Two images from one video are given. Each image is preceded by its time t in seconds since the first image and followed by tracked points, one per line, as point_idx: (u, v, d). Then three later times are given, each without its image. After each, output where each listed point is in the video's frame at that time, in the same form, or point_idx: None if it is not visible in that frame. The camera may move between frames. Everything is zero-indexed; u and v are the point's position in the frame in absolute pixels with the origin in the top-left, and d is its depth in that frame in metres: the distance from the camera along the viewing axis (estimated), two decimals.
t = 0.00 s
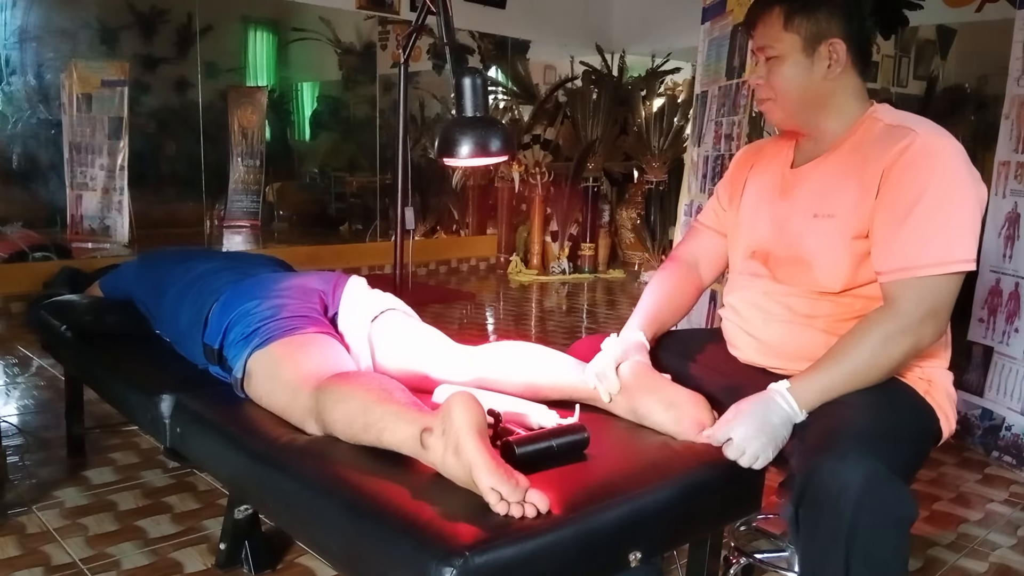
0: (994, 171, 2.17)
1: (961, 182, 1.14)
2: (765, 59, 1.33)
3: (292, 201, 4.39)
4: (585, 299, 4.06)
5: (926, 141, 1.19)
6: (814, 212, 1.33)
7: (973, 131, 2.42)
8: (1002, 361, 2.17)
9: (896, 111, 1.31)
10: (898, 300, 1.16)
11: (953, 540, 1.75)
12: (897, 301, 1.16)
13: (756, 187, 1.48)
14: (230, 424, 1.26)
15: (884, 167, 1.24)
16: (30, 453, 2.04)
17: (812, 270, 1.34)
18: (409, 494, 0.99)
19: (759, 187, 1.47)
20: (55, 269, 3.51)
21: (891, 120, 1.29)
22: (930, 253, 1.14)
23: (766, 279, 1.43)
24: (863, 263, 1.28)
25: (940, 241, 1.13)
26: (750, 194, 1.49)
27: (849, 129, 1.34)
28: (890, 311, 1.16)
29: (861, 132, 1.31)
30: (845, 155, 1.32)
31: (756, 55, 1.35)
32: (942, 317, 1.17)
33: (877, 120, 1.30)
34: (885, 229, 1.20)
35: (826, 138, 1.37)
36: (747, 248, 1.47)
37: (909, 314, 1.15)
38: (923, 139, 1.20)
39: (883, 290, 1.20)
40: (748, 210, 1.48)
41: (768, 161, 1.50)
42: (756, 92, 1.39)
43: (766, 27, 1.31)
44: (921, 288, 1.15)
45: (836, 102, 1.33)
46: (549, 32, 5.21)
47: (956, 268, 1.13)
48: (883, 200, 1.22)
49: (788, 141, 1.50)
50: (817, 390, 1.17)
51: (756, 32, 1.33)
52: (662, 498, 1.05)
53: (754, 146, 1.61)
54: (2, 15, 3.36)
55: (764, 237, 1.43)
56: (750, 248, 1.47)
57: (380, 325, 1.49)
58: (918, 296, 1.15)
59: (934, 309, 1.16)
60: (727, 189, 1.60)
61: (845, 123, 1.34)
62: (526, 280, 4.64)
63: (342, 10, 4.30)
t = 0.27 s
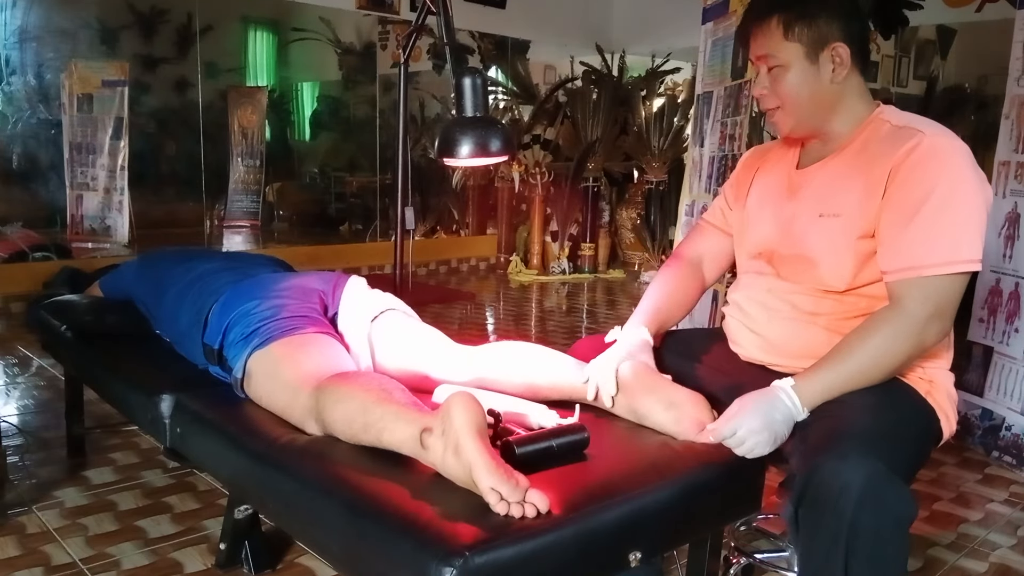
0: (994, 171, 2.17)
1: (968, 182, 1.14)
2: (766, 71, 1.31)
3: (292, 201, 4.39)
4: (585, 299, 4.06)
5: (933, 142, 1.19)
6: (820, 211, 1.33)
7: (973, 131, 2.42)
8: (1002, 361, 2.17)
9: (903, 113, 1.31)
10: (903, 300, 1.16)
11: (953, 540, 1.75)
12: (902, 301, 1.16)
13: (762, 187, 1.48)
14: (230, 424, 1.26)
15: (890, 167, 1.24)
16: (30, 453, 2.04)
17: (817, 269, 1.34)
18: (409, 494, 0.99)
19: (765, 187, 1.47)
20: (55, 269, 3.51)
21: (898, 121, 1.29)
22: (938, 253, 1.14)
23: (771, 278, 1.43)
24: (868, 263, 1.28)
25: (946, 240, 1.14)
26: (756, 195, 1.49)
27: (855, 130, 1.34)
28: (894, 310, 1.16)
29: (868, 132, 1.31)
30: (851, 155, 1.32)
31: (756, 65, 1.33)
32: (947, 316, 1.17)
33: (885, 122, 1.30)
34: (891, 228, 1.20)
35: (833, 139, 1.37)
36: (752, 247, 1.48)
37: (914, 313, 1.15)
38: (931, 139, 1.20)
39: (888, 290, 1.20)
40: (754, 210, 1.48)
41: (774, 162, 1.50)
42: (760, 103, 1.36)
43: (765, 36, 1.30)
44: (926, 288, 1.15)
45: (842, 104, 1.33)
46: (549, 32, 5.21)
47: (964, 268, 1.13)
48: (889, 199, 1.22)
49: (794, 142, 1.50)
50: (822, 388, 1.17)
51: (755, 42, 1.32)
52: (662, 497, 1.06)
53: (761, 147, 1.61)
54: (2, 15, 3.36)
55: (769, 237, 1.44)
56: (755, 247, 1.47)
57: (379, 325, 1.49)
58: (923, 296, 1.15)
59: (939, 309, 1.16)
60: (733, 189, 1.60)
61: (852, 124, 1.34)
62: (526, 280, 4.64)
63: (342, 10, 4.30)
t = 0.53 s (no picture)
0: (994, 171, 2.17)
1: (967, 181, 1.14)
2: (765, 66, 1.32)
3: (292, 201, 4.39)
4: (585, 299, 4.07)
5: (934, 141, 1.19)
6: (821, 211, 1.33)
7: (973, 131, 2.42)
8: (1002, 361, 2.17)
9: (904, 113, 1.31)
10: (903, 298, 1.16)
11: (953, 540, 1.75)
12: (903, 299, 1.16)
13: (764, 188, 1.49)
14: (230, 424, 1.26)
15: (891, 166, 1.24)
16: (30, 453, 2.04)
17: (818, 269, 1.34)
18: (409, 493, 0.99)
19: (767, 188, 1.47)
20: (55, 269, 3.51)
21: (899, 121, 1.29)
22: (939, 253, 1.14)
23: (773, 277, 1.43)
24: (869, 262, 1.28)
25: (945, 239, 1.14)
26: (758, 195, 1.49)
27: (856, 130, 1.34)
28: (896, 308, 1.17)
29: (869, 132, 1.31)
30: (852, 155, 1.32)
31: (756, 60, 1.34)
32: (948, 314, 1.17)
33: (886, 121, 1.30)
34: (892, 228, 1.20)
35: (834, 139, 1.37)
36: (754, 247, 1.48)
37: (915, 312, 1.15)
38: (931, 139, 1.20)
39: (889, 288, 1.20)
40: (757, 210, 1.48)
41: (777, 162, 1.50)
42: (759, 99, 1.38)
43: (764, 34, 1.30)
44: (927, 287, 1.15)
45: (843, 104, 1.33)
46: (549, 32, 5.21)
47: (964, 267, 1.13)
48: (889, 198, 1.22)
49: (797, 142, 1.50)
50: (822, 386, 1.17)
51: (755, 37, 1.33)
52: (662, 497, 1.06)
53: (764, 148, 1.61)
54: (2, 15, 3.36)
55: (771, 237, 1.44)
56: (757, 247, 1.48)
57: (378, 325, 1.49)
58: (923, 295, 1.15)
59: (939, 306, 1.16)
60: (737, 191, 1.60)
61: (853, 124, 1.34)
62: (527, 280, 4.64)
63: (342, 10, 4.30)
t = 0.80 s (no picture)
0: (994, 171, 2.17)
1: (972, 177, 1.15)
2: (768, 73, 1.31)
3: (292, 201, 4.39)
4: (585, 299, 4.06)
5: (939, 138, 1.20)
6: (825, 209, 1.34)
7: (973, 131, 2.42)
8: (1002, 361, 2.17)
9: (908, 114, 1.32)
10: (909, 294, 1.16)
11: (954, 540, 1.75)
12: (908, 295, 1.17)
13: (767, 187, 1.49)
14: (230, 424, 1.26)
15: (896, 163, 1.25)
16: (30, 453, 2.04)
17: (821, 268, 1.34)
18: (409, 493, 0.99)
19: (770, 187, 1.48)
20: (55, 269, 3.51)
21: (904, 120, 1.30)
22: (946, 248, 1.15)
23: (775, 275, 1.43)
24: (873, 259, 1.28)
25: (950, 235, 1.14)
26: (761, 195, 1.50)
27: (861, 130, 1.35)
28: (899, 303, 1.17)
29: (873, 131, 1.32)
30: (856, 153, 1.32)
31: (756, 66, 1.33)
32: (951, 311, 1.18)
33: (890, 121, 1.31)
34: (897, 224, 1.20)
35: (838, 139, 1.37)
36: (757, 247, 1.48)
37: (919, 308, 1.16)
38: (936, 135, 1.21)
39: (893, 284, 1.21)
40: (759, 209, 1.48)
41: (779, 163, 1.51)
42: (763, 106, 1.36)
43: (766, 39, 1.29)
44: (930, 283, 1.16)
45: (848, 103, 1.33)
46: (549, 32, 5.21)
47: (971, 261, 1.14)
48: (893, 195, 1.23)
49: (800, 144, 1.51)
50: (822, 379, 1.18)
51: (756, 43, 1.32)
52: (662, 496, 1.06)
53: (766, 150, 1.62)
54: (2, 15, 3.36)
55: (773, 235, 1.44)
56: (759, 246, 1.48)
57: (378, 325, 1.49)
58: (926, 291, 1.16)
59: (942, 303, 1.16)
60: (740, 193, 1.61)
61: (857, 123, 1.35)
62: (526, 280, 4.64)
63: (342, 10, 4.30)
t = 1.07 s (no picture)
0: (994, 171, 2.17)
1: (969, 175, 1.16)
2: (771, 78, 1.29)
3: (292, 201, 4.39)
4: (585, 299, 4.06)
5: (933, 138, 1.21)
6: (822, 211, 1.33)
7: (974, 131, 2.41)
8: (1002, 361, 2.17)
9: (899, 112, 1.33)
10: (908, 290, 1.17)
11: (954, 540, 1.75)
12: (907, 291, 1.17)
13: (759, 190, 1.49)
14: (230, 424, 1.26)
15: (892, 164, 1.25)
16: (30, 453, 2.04)
17: (823, 269, 1.34)
18: (409, 493, 0.99)
19: (763, 190, 1.47)
20: (55, 269, 3.51)
21: (897, 120, 1.30)
22: (947, 246, 1.15)
23: (776, 277, 1.43)
24: (874, 260, 1.29)
25: (950, 234, 1.14)
26: (754, 198, 1.49)
27: (854, 130, 1.35)
28: (898, 298, 1.17)
29: (868, 131, 1.32)
30: (851, 155, 1.32)
31: (756, 74, 1.31)
32: (950, 308, 1.17)
33: (882, 121, 1.31)
34: (896, 225, 1.20)
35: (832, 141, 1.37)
36: (753, 249, 1.48)
37: (916, 304, 1.16)
38: (931, 134, 1.21)
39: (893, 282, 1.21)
40: (753, 212, 1.48)
41: (770, 165, 1.51)
42: (764, 111, 1.35)
43: (768, 43, 1.27)
44: (929, 280, 1.16)
45: (843, 104, 1.33)
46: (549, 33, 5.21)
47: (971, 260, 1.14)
48: (892, 196, 1.23)
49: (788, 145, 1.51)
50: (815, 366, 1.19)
51: (755, 46, 1.30)
52: (664, 496, 1.06)
53: (754, 150, 1.62)
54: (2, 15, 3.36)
55: (770, 238, 1.44)
56: (755, 249, 1.48)
57: (378, 326, 1.49)
58: (925, 288, 1.16)
59: (940, 300, 1.16)
60: (729, 195, 1.61)
61: (850, 124, 1.35)
62: (526, 280, 4.64)
63: (342, 10, 4.30)
